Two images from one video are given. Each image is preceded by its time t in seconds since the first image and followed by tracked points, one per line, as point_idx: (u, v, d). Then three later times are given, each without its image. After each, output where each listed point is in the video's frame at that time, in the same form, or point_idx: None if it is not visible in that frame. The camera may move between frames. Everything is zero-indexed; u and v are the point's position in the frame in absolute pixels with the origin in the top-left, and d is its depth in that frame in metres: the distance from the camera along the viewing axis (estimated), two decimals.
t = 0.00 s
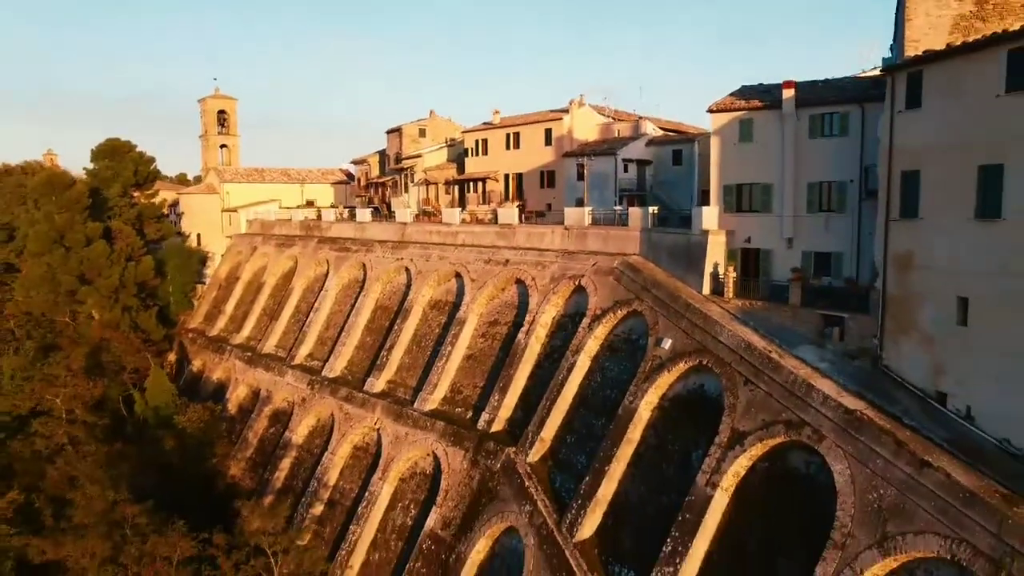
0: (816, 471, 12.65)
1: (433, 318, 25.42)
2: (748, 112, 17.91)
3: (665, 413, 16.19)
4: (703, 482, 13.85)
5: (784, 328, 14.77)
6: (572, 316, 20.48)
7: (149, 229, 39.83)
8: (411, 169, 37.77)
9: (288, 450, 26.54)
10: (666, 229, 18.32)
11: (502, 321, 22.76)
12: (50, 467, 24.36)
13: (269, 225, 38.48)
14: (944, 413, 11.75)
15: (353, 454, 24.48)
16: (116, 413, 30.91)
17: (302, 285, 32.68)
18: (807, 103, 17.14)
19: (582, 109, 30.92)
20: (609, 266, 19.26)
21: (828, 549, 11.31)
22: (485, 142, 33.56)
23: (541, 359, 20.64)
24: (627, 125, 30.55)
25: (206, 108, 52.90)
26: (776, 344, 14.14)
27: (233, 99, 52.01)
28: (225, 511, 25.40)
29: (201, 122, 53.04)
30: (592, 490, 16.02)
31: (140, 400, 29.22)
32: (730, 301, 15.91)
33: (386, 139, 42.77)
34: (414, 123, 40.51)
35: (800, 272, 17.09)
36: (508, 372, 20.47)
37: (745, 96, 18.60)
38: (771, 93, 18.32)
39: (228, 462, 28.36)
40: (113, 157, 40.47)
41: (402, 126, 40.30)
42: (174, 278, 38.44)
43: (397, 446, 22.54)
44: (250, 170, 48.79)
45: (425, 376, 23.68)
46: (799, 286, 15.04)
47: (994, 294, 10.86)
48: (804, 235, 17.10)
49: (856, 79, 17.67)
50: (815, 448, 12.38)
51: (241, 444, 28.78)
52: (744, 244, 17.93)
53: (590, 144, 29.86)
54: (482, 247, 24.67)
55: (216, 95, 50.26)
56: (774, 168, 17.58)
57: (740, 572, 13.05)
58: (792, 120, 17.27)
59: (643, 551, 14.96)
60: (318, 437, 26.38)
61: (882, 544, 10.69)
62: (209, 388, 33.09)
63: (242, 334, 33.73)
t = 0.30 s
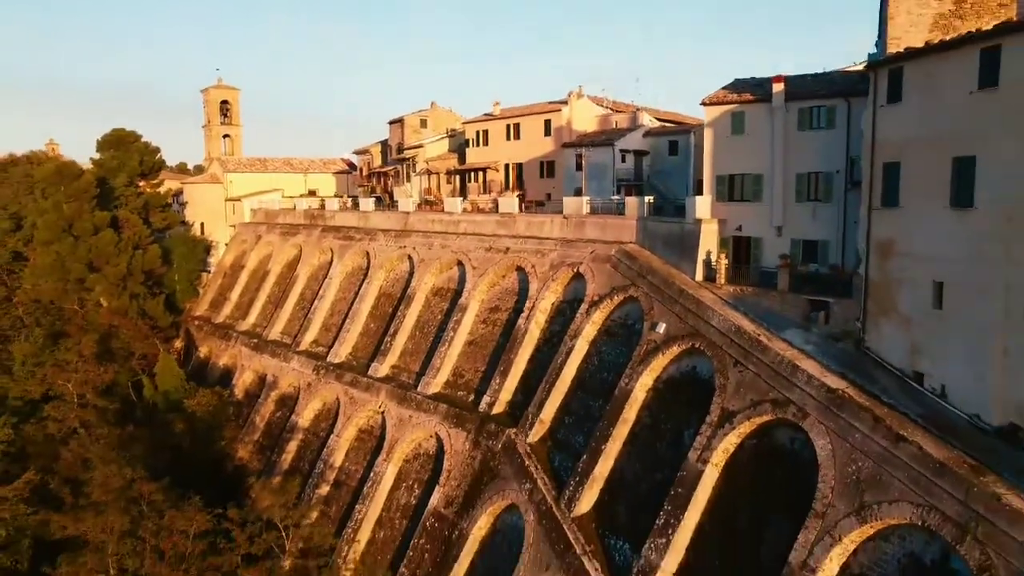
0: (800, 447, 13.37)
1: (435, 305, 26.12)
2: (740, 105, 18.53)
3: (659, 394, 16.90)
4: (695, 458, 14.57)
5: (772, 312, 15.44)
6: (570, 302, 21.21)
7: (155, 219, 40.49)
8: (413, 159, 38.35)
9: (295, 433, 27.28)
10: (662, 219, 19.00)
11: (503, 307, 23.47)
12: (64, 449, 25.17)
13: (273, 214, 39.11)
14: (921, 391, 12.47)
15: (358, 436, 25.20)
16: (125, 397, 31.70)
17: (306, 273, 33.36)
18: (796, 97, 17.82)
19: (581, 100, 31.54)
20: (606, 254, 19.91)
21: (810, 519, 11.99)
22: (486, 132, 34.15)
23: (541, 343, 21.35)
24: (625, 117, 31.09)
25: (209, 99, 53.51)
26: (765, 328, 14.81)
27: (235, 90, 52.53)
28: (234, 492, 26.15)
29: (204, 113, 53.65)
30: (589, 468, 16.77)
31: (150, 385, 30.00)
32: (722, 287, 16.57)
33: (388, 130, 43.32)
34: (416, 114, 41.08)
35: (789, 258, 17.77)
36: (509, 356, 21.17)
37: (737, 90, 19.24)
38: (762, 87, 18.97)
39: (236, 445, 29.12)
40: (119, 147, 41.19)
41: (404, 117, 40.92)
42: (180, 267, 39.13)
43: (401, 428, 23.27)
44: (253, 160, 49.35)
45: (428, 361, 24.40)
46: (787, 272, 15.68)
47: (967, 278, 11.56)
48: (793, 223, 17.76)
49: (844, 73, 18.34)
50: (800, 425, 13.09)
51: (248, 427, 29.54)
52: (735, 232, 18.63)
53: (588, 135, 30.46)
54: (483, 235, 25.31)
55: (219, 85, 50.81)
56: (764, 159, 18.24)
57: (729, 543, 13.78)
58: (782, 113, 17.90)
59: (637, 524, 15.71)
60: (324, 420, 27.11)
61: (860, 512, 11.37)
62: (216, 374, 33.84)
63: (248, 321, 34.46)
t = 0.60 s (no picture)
0: (787, 422, 14.07)
1: (438, 290, 26.81)
2: (733, 96, 19.23)
3: (654, 374, 17.61)
4: (687, 434, 15.29)
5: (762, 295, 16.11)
6: (569, 287, 21.92)
7: (160, 206, 41.12)
8: (415, 148, 38.91)
9: (302, 415, 28.06)
10: (657, 206, 19.66)
11: (504, 292, 24.15)
12: (78, 430, 26.00)
13: (277, 202, 39.75)
14: (900, 369, 13.19)
15: (363, 418, 25.96)
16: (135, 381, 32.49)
17: (311, 260, 34.05)
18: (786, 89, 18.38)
19: (581, 90, 32.07)
20: (604, 240, 20.56)
21: (794, 488, 12.65)
22: (487, 121, 34.71)
23: (541, 327, 22.05)
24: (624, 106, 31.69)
25: (212, 87, 53.92)
26: (754, 310, 15.49)
27: (238, 78, 53.00)
28: (243, 472, 26.94)
29: (207, 101, 54.07)
30: (587, 445, 17.48)
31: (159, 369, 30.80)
32: (715, 272, 17.23)
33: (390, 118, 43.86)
34: (418, 103, 41.63)
35: (779, 244, 18.40)
36: (510, 340, 21.85)
37: (730, 81, 19.86)
38: (754, 78, 19.57)
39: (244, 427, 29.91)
40: (125, 136, 41.83)
41: (406, 106, 41.44)
42: (186, 253, 39.82)
43: (405, 409, 24.00)
44: (256, 148, 49.91)
45: (431, 344, 25.10)
46: (777, 256, 16.31)
47: (943, 262, 12.24)
48: (783, 210, 18.37)
49: (833, 65, 18.95)
50: (786, 401, 13.80)
51: (255, 409, 30.32)
52: (728, 219, 19.31)
53: (588, 124, 31.04)
54: (485, 222, 25.94)
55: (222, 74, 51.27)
56: (755, 149, 18.91)
57: (720, 514, 14.50)
58: (772, 103, 18.53)
59: (632, 498, 16.46)
60: (330, 403, 27.87)
61: (840, 481, 12.06)
62: (222, 358, 34.61)
63: (254, 307, 35.20)
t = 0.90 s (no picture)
0: (773, 400, 14.80)
1: (439, 276, 27.50)
2: (725, 88, 19.82)
3: (649, 356, 18.31)
4: (680, 412, 15.99)
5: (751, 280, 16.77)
6: (568, 273, 22.61)
7: (166, 194, 41.76)
8: (416, 137, 39.49)
9: (308, 398, 28.78)
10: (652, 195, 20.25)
11: (505, 278, 24.83)
12: (90, 411, 26.77)
13: (280, 190, 40.37)
14: (881, 349, 13.92)
15: (367, 400, 26.69)
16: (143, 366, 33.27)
17: (315, 246, 34.70)
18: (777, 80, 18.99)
19: (579, 80, 32.60)
20: (601, 227, 21.20)
21: (778, 462, 13.36)
22: (487, 110, 35.29)
23: (540, 312, 22.73)
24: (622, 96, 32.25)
25: (214, 76, 54.46)
26: (745, 294, 16.15)
27: (240, 67, 53.49)
28: (250, 452, 27.74)
29: (210, 90, 54.60)
30: (584, 423, 18.16)
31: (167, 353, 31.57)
32: (707, 257, 17.87)
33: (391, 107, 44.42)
34: (419, 92, 42.19)
35: (769, 231, 19.07)
36: (510, 323, 22.53)
37: (724, 72, 20.51)
38: (747, 70, 20.21)
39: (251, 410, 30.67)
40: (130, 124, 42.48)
41: (408, 95, 42.00)
42: (191, 241, 40.51)
43: (408, 391, 24.71)
44: (259, 137, 50.48)
45: (434, 329, 25.80)
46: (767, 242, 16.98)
47: (920, 248, 12.93)
48: (773, 198, 19.02)
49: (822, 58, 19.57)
50: (772, 380, 14.53)
51: (261, 392, 31.00)
52: (720, 207, 19.96)
53: (586, 113, 31.61)
54: (485, 209, 26.57)
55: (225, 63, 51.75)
56: (747, 138, 19.54)
57: (711, 488, 15.22)
58: (763, 94, 19.14)
59: (627, 474, 17.17)
60: (335, 386, 28.59)
61: (822, 454, 12.75)
62: (228, 343, 35.34)
63: (259, 293, 35.94)
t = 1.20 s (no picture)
0: (762, 380, 15.49)
1: (441, 264, 28.19)
2: (718, 81, 20.43)
3: (644, 340, 18.99)
4: (672, 393, 16.66)
5: (742, 266, 17.44)
6: (567, 261, 23.30)
7: (170, 184, 42.34)
8: (417, 127, 40.10)
9: (313, 383, 29.46)
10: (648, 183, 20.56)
11: (505, 265, 25.50)
12: (101, 396, 27.53)
13: (284, 179, 40.97)
14: (863, 331, 14.63)
15: (371, 384, 27.39)
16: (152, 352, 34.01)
17: (319, 235, 35.35)
18: (767, 73, 19.61)
19: (577, 72, 33.13)
20: (598, 215, 21.85)
21: (765, 438, 14.07)
22: (487, 101, 35.90)
23: (539, 298, 23.42)
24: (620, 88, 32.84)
25: (217, 66, 54.85)
26: (736, 280, 16.81)
27: (243, 58, 53.99)
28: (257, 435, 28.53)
29: (213, 80, 55.15)
30: (582, 404, 18.86)
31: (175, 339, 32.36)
32: (700, 245, 18.53)
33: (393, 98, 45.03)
34: (420, 83, 42.79)
35: (759, 219, 19.76)
36: (510, 310, 23.22)
37: (716, 65, 21.16)
38: (738, 63, 20.86)
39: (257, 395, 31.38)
40: (134, 115, 42.90)
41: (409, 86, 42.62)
42: (196, 230, 41.20)
43: (411, 376, 25.41)
44: (261, 127, 51.06)
45: (436, 315, 26.48)
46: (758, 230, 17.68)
47: (900, 234, 13.61)
48: (764, 187, 19.68)
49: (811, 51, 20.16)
50: (760, 361, 15.23)
51: (266, 378, 31.60)
52: (713, 196, 20.73)
53: (585, 104, 32.21)
54: (486, 199, 27.20)
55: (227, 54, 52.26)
56: (739, 130, 20.18)
57: (702, 465, 15.89)
58: (755, 87, 19.74)
59: (622, 452, 17.85)
60: (339, 371, 29.31)
61: (806, 430, 13.47)
62: (234, 331, 36.05)
63: (264, 281, 36.65)
